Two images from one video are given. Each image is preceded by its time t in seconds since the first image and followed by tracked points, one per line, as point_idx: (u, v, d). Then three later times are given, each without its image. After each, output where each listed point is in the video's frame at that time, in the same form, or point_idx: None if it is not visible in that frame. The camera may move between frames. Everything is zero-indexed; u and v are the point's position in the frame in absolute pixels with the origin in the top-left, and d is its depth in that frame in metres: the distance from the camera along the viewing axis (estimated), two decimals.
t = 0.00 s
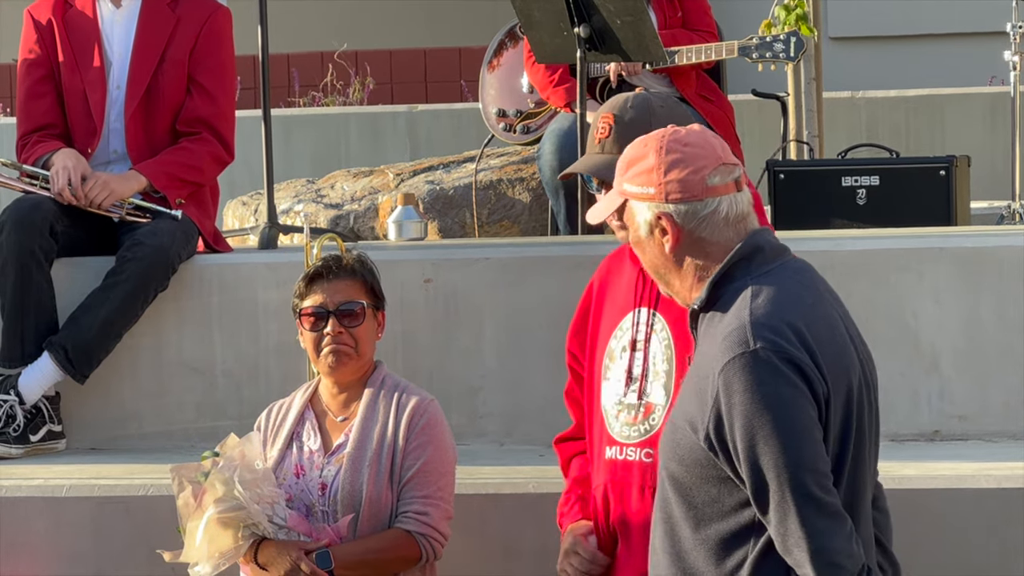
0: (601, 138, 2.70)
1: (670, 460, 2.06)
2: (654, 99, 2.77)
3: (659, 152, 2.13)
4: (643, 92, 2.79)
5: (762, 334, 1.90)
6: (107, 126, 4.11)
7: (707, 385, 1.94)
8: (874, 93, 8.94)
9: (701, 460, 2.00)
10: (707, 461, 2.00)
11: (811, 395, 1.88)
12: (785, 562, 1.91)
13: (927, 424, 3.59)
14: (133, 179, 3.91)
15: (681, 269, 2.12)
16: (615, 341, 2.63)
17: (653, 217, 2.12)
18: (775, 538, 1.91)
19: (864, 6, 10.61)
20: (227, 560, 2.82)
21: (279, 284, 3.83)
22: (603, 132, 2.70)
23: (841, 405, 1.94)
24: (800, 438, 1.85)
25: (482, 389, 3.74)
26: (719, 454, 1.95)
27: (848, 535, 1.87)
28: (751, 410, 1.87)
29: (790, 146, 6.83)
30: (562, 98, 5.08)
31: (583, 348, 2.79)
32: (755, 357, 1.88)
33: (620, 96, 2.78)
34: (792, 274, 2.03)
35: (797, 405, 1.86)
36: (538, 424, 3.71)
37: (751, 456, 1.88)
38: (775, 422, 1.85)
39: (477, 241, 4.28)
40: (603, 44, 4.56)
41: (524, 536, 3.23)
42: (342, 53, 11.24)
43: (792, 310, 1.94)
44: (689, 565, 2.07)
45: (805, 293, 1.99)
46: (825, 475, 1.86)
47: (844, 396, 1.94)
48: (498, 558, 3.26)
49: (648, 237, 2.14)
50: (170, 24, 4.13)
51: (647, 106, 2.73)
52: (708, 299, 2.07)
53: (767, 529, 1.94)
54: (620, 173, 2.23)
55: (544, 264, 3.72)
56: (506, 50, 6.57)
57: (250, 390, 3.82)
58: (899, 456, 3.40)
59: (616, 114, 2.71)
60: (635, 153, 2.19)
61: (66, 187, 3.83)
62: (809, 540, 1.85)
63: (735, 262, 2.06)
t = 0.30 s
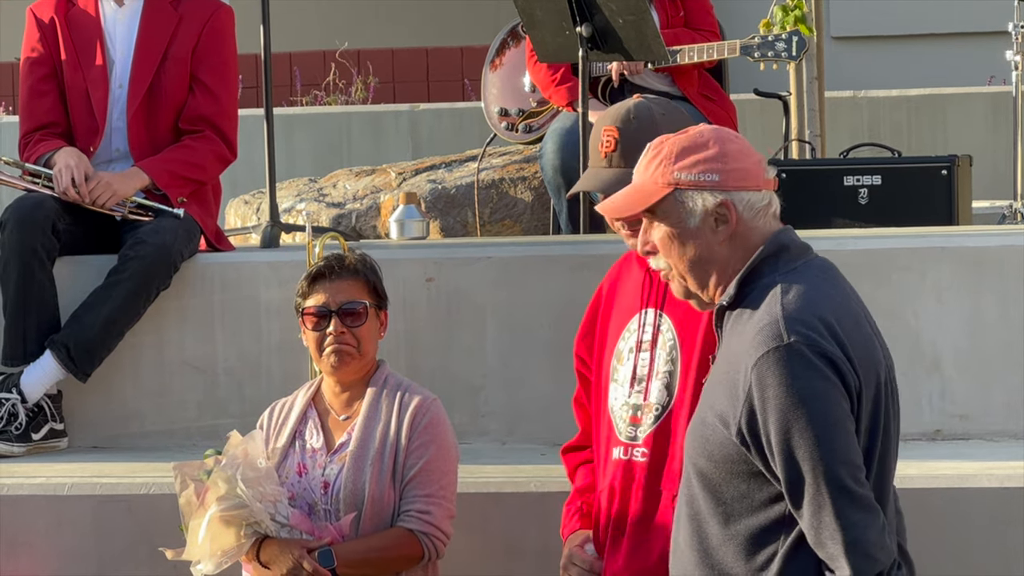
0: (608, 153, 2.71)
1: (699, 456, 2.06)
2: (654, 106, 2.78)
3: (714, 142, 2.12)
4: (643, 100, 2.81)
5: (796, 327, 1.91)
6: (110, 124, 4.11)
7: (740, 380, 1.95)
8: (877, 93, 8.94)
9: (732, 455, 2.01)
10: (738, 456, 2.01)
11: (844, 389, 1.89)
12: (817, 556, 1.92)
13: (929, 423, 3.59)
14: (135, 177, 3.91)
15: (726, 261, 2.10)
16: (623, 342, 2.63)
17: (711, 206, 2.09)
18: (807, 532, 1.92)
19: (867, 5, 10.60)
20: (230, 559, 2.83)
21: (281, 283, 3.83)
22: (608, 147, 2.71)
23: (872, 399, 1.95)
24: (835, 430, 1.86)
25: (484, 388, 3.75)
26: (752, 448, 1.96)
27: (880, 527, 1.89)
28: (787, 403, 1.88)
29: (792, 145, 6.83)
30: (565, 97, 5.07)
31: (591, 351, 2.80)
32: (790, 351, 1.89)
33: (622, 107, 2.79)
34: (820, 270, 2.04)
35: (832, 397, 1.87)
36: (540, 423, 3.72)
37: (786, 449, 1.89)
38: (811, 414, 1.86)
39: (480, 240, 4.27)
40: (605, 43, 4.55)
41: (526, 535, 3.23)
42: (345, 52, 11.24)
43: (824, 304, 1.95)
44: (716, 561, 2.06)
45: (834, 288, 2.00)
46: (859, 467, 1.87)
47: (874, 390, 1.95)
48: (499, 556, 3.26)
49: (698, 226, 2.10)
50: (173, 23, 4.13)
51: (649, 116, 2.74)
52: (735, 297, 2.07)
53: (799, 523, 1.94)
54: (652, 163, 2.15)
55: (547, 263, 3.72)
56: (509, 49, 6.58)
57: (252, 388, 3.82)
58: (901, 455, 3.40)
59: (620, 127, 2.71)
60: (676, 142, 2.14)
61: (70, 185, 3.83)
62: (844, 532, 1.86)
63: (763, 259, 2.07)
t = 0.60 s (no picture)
0: (609, 161, 2.70)
1: (730, 453, 2.04)
2: (650, 109, 2.78)
3: (739, 143, 2.16)
4: (641, 105, 2.79)
5: (831, 319, 1.91)
6: (111, 123, 4.10)
7: (776, 373, 1.94)
8: (878, 92, 8.95)
9: (765, 450, 1.99)
10: (771, 451, 1.99)
11: (880, 380, 1.89)
12: (853, 548, 1.91)
13: (929, 423, 3.59)
14: (136, 176, 3.91)
15: (757, 259, 2.11)
16: (629, 342, 2.64)
17: (743, 203, 2.11)
18: (842, 524, 1.90)
19: (868, 5, 10.60)
20: (230, 558, 2.83)
21: (281, 282, 3.84)
22: (611, 155, 2.70)
23: (904, 393, 1.95)
24: (873, 420, 1.85)
25: (485, 387, 3.75)
26: (788, 442, 1.94)
27: (916, 518, 1.88)
28: (826, 393, 1.87)
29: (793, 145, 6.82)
30: (566, 96, 5.06)
31: (595, 354, 2.81)
32: (828, 342, 1.89)
33: (619, 110, 2.78)
34: (847, 268, 2.04)
35: (869, 388, 1.86)
36: (541, 423, 3.71)
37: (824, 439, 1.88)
38: (850, 404, 1.85)
39: (481, 239, 4.27)
40: (606, 43, 4.54)
41: (526, 534, 3.23)
42: (346, 51, 11.24)
43: (856, 299, 1.95)
44: (749, 558, 2.04)
45: (863, 285, 2.00)
46: (896, 457, 1.86)
47: (905, 384, 1.96)
48: (500, 556, 3.26)
49: (731, 224, 2.11)
50: (173, 22, 4.14)
51: (648, 121, 2.74)
52: (764, 293, 2.06)
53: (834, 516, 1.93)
54: (677, 167, 2.17)
55: (548, 263, 3.72)
56: (511, 48, 6.59)
57: (252, 387, 3.82)
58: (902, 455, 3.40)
59: (622, 135, 2.70)
60: (701, 144, 2.16)
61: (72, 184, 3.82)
62: (883, 521, 1.85)
63: (790, 256, 2.07)
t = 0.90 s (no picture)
0: (620, 151, 2.69)
1: (759, 448, 2.02)
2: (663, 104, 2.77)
3: (748, 143, 2.16)
4: (652, 99, 2.78)
5: (861, 306, 1.91)
6: (112, 121, 4.10)
7: (807, 362, 1.93)
8: (880, 91, 8.94)
9: (796, 443, 1.97)
10: (803, 441, 1.97)
11: (911, 364, 1.90)
12: (892, 534, 1.90)
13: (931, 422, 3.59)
14: (137, 172, 3.91)
15: (773, 257, 2.11)
16: (631, 338, 2.64)
17: (757, 201, 2.11)
18: (881, 509, 1.89)
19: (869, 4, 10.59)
20: (232, 556, 2.83)
21: (282, 280, 3.84)
22: (622, 146, 2.69)
23: (930, 379, 1.97)
24: (909, 402, 1.86)
25: (486, 385, 3.75)
26: (822, 430, 1.93)
27: (953, 499, 1.88)
28: (862, 377, 1.86)
29: (794, 144, 6.82)
30: (567, 94, 5.05)
31: (598, 349, 2.81)
32: (859, 327, 1.89)
33: (632, 103, 2.77)
34: (863, 262, 2.06)
35: (904, 371, 1.87)
36: (542, 422, 3.72)
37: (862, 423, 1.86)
38: (886, 387, 1.85)
39: (481, 238, 4.28)
40: (607, 41, 4.54)
41: (527, 532, 3.23)
42: (347, 49, 11.23)
43: (880, 288, 1.96)
44: (786, 552, 2.02)
45: (881, 277, 2.02)
46: (932, 438, 1.87)
47: (930, 372, 1.97)
48: (501, 555, 3.26)
49: (747, 223, 2.10)
50: (175, 20, 4.13)
51: (658, 114, 2.73)
52: (786, 288, 2.05)
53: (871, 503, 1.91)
54: (687, 170, 2.16)
55: (549, 261, 3.72)
56: (511, 47, 6.57)
57: (253, 386, 3.82)
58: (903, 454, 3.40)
59: (634, 126, 2.70)
60: (711, 146, 2.16)
61: (72, 179, 3.82)
62: (924, 502, 1.84)
63: (807, 252, 2.07)
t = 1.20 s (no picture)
0: (627, 133, 2.71)
1: (755, 443, 2.03)
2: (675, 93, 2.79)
3: (751, 137, 2.15)
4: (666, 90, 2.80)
5: (857, 301, 1.92)
6: (113, 119, 4.10)
7: (801, 358, 1.94)
8: (881, 90, 8.94)
9: (791, 438, 1.98)
10: (798, 437, 1.97)
11: (906, 361, 1.89)
12: (884, 532, 1.89)
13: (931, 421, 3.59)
14: (138, 172, 3.91)
15: (774, 252, 2.11)
16: (633, 333, 2.64)
17: (757, 196, 2.11)
18: (872, 505, 1.88)
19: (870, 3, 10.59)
20: (233, 555, 2.83)
21: (283, 280, 3.84)
22: (632, 128, 2.70)
23: (929, 377, 1.95)
24: (903, 399, 1.85)
25: (487, 384, 3.75)
26: (815, 426, 1.93)
27: (947, 498, 1.87)
28: (854, 372, 1.86)
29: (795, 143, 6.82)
30: (567, 94, 5.06)
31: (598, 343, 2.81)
32: (854, 323, 1.89)
33: (645, 90, 2.79)
34: (867, 260, 2.05)
35: (898, 367, 1.86)
36: (542, 421, 3.72)
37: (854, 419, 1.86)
38: (878, 383, 1.85)
39: (482, 237, 4.27)
40: (609, 40, 4.53)
41: (528, 532, 3.23)
42: (348, 48, 11.24)
43: (879, 285, 1.96)
44: (782, 548, 2.02)
45: (883, 275, 2.01)
46: (925, 436, 1.86)
47: (929, 370, 1.96)
48: (502, 554, 3.26)
49: (746, 218, 2.10)
50: (176, 19, 4.13)
51: (670, 100, 2.74)
52: (786, 285, 2.06)
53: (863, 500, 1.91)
54: (690, 164, 2.17)
55: (550, 260, 3.72)
56: (512, 47, 6.57)
57: (254, 385, 3.82)
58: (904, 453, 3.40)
59: (645, 109, 2.71)
60: (714, 141, 2.16)
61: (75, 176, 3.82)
62: (914, 499, 1.84)
63: (809, 248, 2.07)
